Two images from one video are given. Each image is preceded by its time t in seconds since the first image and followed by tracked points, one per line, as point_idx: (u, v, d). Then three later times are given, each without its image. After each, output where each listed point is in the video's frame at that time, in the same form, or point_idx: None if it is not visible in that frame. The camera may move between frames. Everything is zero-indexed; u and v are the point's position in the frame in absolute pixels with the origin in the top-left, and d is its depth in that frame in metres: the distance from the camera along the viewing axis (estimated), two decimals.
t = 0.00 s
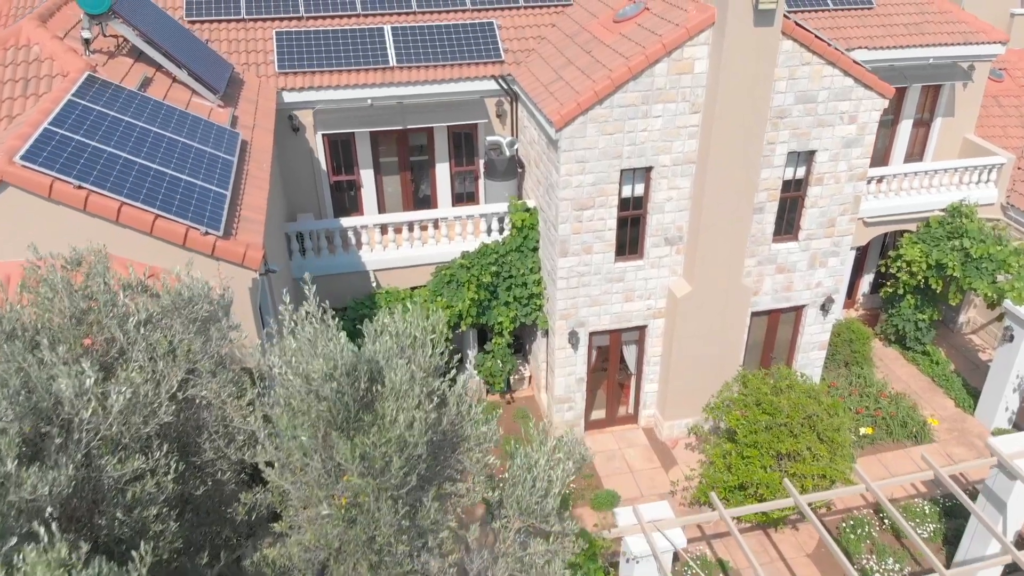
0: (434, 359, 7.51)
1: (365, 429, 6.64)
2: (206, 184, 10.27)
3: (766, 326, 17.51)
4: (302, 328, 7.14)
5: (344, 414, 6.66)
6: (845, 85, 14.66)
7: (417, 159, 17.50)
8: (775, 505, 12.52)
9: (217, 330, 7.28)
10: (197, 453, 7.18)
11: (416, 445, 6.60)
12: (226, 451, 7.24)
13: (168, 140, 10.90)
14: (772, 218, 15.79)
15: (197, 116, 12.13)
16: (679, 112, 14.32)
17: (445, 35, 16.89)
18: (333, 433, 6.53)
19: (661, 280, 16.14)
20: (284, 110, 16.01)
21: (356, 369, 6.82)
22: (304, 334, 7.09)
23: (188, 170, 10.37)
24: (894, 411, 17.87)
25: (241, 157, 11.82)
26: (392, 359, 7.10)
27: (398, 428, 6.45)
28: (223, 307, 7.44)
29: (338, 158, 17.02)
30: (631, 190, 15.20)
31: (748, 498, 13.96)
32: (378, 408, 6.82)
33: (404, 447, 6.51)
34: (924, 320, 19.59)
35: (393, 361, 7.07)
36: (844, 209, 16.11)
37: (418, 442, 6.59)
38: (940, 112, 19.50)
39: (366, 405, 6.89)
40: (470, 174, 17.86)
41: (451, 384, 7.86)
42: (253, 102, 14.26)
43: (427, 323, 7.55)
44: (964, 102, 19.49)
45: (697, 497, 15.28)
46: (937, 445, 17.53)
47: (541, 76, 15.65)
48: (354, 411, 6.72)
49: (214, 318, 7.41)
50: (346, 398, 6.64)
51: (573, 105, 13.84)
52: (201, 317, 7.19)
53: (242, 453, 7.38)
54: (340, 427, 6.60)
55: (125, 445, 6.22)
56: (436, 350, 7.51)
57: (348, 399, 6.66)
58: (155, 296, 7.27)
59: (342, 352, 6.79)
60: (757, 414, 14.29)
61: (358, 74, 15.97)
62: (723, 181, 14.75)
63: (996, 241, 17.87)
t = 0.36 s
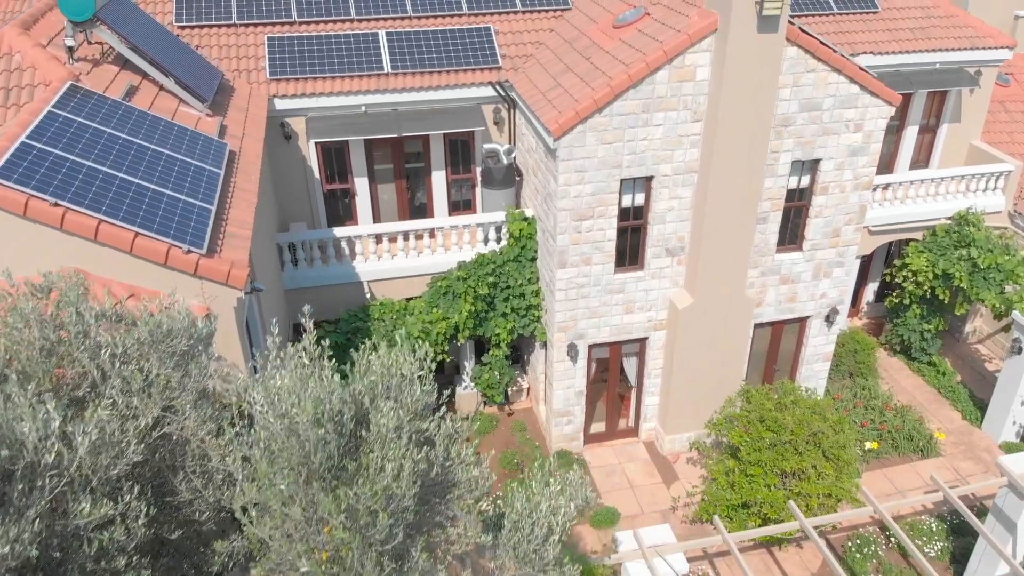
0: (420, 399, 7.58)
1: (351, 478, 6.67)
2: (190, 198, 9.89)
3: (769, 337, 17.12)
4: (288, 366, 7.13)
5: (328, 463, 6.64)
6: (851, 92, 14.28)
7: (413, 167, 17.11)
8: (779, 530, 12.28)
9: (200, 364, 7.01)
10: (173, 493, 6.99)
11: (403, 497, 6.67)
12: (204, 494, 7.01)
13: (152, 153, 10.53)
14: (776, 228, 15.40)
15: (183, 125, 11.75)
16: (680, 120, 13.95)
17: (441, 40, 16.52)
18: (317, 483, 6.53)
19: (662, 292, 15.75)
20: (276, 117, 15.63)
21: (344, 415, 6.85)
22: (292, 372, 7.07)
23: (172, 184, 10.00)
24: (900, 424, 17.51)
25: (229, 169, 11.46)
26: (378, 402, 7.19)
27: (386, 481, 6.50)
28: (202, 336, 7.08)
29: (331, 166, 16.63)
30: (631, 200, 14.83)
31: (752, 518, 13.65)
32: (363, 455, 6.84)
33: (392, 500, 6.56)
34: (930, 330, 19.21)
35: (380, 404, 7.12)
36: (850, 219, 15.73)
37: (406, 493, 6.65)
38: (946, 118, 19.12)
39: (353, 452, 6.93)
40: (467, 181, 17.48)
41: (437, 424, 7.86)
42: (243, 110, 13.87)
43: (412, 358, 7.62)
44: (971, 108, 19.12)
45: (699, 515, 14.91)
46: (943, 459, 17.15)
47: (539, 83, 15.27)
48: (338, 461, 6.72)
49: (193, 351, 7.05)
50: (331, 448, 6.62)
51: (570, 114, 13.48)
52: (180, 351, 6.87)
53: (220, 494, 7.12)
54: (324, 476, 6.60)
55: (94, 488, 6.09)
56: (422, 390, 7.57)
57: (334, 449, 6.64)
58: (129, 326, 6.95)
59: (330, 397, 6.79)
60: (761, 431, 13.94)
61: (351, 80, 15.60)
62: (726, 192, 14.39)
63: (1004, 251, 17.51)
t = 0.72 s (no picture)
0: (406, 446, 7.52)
1: (332, 539, 6.41)
2: (174, 216, 9.51)
3: (774, 350, 16.73)
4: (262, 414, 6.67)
5: (307, 524, 6.31)
6: (858, 101, 13.90)
7: (410, 175, 16.72)
8: (785, 556, 12.07)
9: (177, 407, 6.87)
10: (149, 540, 6.75)
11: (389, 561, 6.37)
12: (181, 541, 6.75)
13: (136, 167, 10.15)
14: (781, 239, 15.03)
15: (170, 137, 11.37)
16: (683, 130, 13.58)
17: (438, 46, 16.15)
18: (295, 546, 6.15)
19: (664, 304, 15.35)
20: (268, 126, 15.24)
21: (324, 470, 6.65)
22: (269, 421, 6.68)
23: (156, 202, 9.63)
24: (907, 438, 17.13)
25: (217, 183, 11.08)
26: (362, 451, 7.06)
27: (368, 543, 6.26)
28: (180, 376, 7.06)
29: (325, 175, 16.23)
30: (633, 211, 14.46)
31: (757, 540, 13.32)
32: (346, 514, 6.61)
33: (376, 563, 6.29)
34: (937, 341, 18.83)
35: (363, 455, 6.99)
36: (857, 230, 15.35)
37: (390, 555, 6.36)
38: (954, 124, 18.74)
39: (335, 509, 6.68)
40: (465, 191, 17.11)
41: (428, 473, 7.95)
42: (234, 120, 13.50)
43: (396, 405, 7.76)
44: (979, 115, 18.74)
45: (703, 534, 14.54)
46: (951, 475, 16.77)
47: (538, 91, 14.89)
48: (319, 522, 6.45)
49: (173, 395, 6.96)
50: (308, 509, 6.28)
51: (570, 124, 13.09)
52: (158, 394, 6.77)
53: (197, 542, 6.84)
54: (303, 537, 6.26)
55: (61, 548, 5.75)
56: (409, 435, 7.56)
57: (314, 509, 6.36)
58: (102, 360, 6.90)
59: (306, 453, 6.42)
60: (767, 450, 13.54)
61: (346, 88, 15.22)
62: (730, 203, 14.01)
63: (1014, 262, 17.11)
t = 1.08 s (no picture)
0: (395, 510, 7.64)
1: None
2: (156, 237, 9.08)
3: (781, 365, 16.26)
4: (232, 475, 6.59)
5: None
6: (870, 111, 13.44)
7: (406, 185, 16.26)
8: None
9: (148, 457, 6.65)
10: None
11: None
12: None
13: (117, 185, 9.69)
14: (790, 254, 14.57)
15: (155, 152, 10.92)
16: (688, 142, 13.13)
17: (436, 54, 15.70)
18: None
19: (669, 320, 14.88)
20: (260, 137, 14.78)
21: (301, 539, 6.70)
22: (239, 484, 6.51)
23: (137, 223, 9.19)
24: (917, 456, 16.67)
25: (204, 200, 10.64)
26: (346, 519, 7.21)
27: None
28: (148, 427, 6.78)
29: (319, 186, 15.78)
30: (636, 225, 14.01)
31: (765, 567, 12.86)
32: None
33: None
34: (946, 355, 18.39)
35: (347, 525, 7.10)
36: (867, 243, 14.90)
37: None
38: (964, 133, 18.27)
39: None
40: (463, 202, 16.67)
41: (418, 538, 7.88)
42: (224, 132, 13.06)
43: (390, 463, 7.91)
44: (990, 123, 18.29)
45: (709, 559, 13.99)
46: (963, 495, 16.31)
47: (538, 101, 14.44)
48: None
49: (141, 446, 6.72)
50: None
51: (572, 136, 12.64)
52: (125, 445, 6.54)
53: None
54: None
55: None
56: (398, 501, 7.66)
57: None
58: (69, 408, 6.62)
59: (275, 528, 6.31)
60: (776, 473, 13.10)
61: (341, 97, 14.78)
62: (737, 213, 13.53)
63: None
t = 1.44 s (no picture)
0: None
1: None
2: (136, 257, 8.67)
3: (788, 380, 15.82)
4: (204, 537, 6.22)
5: None
6: (880, 120, 13.00)
7: (403, 195, 15.82)
8: None
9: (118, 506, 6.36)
10: None
11: None
12: None
13: (97, 201, 9.26)
14: (798, 266, 14.13)
15: (139, 165, 10.48)
16: (693, 152, 12.71)
17: (433, 60, 15.27)
18: None
19: (673, 334, 14.45)
20: (252, 145, 14.34)
21: None
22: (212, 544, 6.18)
23: (116, 242, 8.78)
24: (927, 473, 16.24)
25: (190, 216, 10.21)
26: None
27: None
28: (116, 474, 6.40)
29: (313, 196, 15.35)
30: (639, 237, 13.56)
31: None
32: None
33: None
34: (956, 368, 17.95)
35: None
36: (877, 255, 14.46)
37: None
38: (975, 140, 17.83)
39: None
40: (461, 212, 16.24)
41: None
42: (213, 142, 12.64)
43: (381, 524, 7.55)
44: (1000, 130, 17.84)
45: None
46: (974, 513, 15.85)
47: (538, 109, 14.01)
48: None
49: (107, 496, 6.37)
50: None
51: (574, 146, 12.20)
52: (90, 496, 6.18)
53: None
54: None
55: None
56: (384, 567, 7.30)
57: None
58: (33, 452, 6.23)
59: None
60: (785, 495, 12.70)
61: (335, 105, 14.36)
62: (746, 215, 13.01)
63: None
